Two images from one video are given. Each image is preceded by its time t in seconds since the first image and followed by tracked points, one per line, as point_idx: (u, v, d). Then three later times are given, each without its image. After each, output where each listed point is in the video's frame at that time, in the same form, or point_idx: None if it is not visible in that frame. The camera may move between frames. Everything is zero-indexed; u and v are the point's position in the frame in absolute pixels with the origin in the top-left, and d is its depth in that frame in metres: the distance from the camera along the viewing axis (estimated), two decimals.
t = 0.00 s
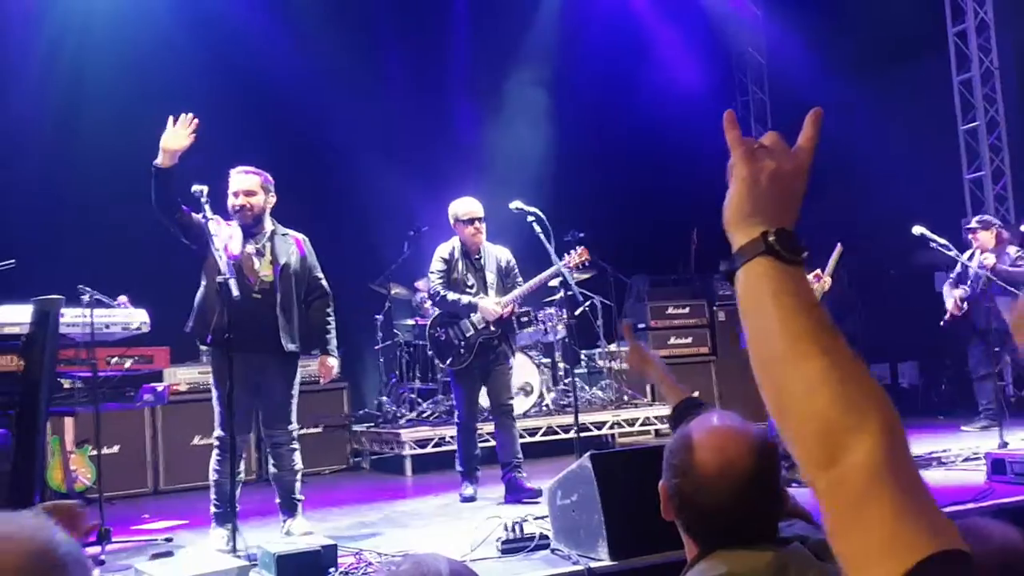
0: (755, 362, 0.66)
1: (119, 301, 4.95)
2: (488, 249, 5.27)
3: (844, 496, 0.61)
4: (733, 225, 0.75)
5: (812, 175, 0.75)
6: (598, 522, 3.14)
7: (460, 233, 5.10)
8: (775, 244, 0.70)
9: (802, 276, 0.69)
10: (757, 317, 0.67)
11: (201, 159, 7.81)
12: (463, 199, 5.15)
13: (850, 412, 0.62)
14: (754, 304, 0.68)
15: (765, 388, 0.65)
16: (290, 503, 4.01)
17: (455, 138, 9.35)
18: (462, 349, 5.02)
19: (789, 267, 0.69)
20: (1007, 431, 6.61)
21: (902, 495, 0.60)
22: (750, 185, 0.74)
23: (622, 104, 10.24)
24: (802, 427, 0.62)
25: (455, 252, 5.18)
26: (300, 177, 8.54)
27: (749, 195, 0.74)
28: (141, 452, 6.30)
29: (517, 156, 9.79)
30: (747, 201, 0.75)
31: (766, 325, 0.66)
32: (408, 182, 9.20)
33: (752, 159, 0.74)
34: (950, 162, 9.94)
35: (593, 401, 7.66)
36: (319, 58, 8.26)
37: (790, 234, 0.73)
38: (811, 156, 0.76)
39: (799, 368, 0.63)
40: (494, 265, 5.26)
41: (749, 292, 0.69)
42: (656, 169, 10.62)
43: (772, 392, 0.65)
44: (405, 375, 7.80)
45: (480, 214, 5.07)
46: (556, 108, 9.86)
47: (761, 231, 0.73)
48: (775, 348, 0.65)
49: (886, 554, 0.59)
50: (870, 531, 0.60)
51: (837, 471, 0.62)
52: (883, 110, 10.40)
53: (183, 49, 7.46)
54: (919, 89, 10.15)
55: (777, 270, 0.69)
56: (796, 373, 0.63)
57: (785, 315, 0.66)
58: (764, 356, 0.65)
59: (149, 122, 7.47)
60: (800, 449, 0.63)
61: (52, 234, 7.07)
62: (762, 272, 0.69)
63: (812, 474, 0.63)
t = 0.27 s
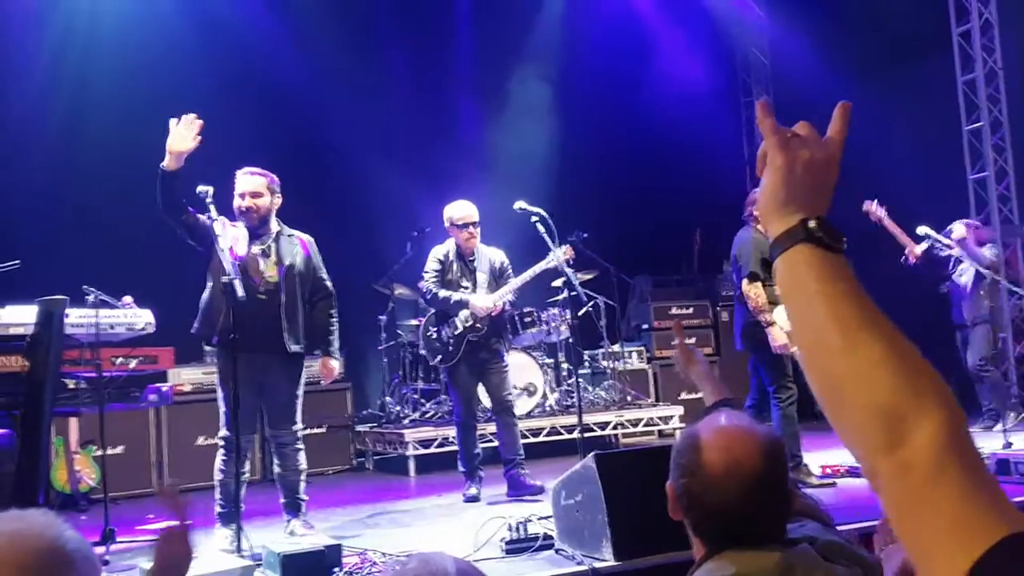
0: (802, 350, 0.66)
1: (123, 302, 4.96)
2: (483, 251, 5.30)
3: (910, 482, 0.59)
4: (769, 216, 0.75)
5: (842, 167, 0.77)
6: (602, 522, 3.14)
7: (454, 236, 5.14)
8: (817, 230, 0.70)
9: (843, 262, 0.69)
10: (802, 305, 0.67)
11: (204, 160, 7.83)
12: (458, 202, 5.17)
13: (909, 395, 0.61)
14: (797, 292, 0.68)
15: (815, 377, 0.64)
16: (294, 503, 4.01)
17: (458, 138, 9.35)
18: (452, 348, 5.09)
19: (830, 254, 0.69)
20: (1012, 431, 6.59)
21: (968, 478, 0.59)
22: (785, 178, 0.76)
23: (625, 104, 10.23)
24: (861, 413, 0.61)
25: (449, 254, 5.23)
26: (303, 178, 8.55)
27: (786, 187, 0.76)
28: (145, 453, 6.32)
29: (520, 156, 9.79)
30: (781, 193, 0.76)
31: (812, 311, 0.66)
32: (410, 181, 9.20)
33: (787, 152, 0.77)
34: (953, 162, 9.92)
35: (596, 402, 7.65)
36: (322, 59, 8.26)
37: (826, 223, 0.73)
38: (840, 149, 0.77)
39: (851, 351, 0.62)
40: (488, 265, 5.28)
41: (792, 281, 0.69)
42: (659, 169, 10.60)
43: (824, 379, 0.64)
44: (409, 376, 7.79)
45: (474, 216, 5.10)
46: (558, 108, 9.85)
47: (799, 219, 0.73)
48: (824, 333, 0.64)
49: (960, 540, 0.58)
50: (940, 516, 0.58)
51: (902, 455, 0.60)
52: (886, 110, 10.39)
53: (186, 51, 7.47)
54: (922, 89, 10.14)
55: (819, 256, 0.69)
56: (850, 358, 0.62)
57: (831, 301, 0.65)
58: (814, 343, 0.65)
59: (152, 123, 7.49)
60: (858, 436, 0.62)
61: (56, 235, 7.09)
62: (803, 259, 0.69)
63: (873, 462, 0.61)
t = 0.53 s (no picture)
0: (823, 354, 0.65)
1: (122, 302, 4.96)
2: (482, 252, 5.30)
3: (937, 487, 0.59)
4: (782, 213, 0.75)
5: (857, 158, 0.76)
6: (601, 522, 3.14)
7: (453, 237, 5.15)
8: (832, 228, 0.70)
9: (858, 261, 0.69)
10: (821, 307, 0.66)
11: (203, 160, 7.82)
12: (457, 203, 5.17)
13: (933, 399, 0.61)
14: (815, 294, 0.67)
15: (837, 382, 0.64)
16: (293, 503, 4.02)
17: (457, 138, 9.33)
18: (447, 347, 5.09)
19: (846, 253, 0.69)
20: (1010, 431, 6.60)
21: (996, 481, 0.59)
22: (797, 171, 0.75)
23: (625, 104, 10.23)
24: (885, 419, 0.61)
25: (449, 254, 5.25)
26: (303, 178, 8.56)
27: (799, 181, 0.75)
28: (145, 453, 6.32)
29: (519, 157, 9.79)
30: (794, 189, 0.75)
31: (832, 314, 0.65)
32: (410, 182, 9.21)
33: (799, 142, 0.76)
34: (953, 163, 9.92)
35: (595, 402, 7.66)
36: (322, 59, 8.24)
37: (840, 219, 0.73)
38: (852, 142, 0.77)
39: (873, 356, 0.62)
40: (486, 265, 5.28)
41: (808, 282, 0.68)
42: (659, 170, 10.62)
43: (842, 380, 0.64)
44: (408, 376, 7.79)
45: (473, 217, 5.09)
46: (558, 109, 9.85)
47: (813, 216, 0.73)
48: (843, 337, 0.64)
49: (989, 546, 0.57)
50: (966, 523, 0.58)
51: (927, 460, 0.60)
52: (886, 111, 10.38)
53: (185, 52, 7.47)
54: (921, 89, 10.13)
55: (836, 257, 0.68)
56: (872, 363, 0.62)
57: (851, 304, 0.65)
58: (835, 347, 0.64)
59: (152, 124, 7.49)
60: (882, 442, 0.61)
61: (55, 235, 7.09)
62: (819, 259, 0.69)
63: (897, 468, 0.61)
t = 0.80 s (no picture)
0: (795, 365, 0.65)
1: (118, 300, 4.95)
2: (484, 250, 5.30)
3: (905, 501, 0.59)
4: (760, 224, 0.75)
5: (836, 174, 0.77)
6: (597, 522, 3.13)
7: (452, 237, 5.18)
8: (807, 241, 0.70)
9: (833, 274, 0.68)
10: (794, 319, 0.66)
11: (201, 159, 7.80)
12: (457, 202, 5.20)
13: (903, 411, 0.60)
14: (788, 306, 0.67)
15: (808, 393, 0.64)
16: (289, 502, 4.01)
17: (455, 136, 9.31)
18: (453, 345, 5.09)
19: (822, 266, 0.69)
20: (1008, 431, 6.59)
21: (963, 497, 0.58)
22: (776, 184, 0.75)
23: (623, 104, 10.21)
24: (854, 429, 0.60)
25: (450, 252, 5.25)
26: (300, 176, 8.55)
27: (777, 195, 0.75)
28: (142, 452, 6.31)
29: (517, 156, 9.78)
30: (773, 201, 0.75)
31: (804, 326, 0.65)
32: (408, 181, 9.20)
33: (780, 155, 0.76)
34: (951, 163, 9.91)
35: (593, 401, 7.65)
36: (319, 57, 8.22)
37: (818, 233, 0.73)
38: (833, 159, 0.77)
39: (844, 368, 0.62)
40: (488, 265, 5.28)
41: (783, 293, 0.68)
42: (657, 169, 10.62)
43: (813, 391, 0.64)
44: (406, 375, 7.78)
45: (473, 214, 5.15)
46: (556, 108, 9.83)
47: (790, 230, 0.73)
48: (815, 348, 0.64)
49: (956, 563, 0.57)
50: (933, 537, 0.58)
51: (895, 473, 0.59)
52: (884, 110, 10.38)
53: (182, 49, 7.45)
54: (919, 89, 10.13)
55: (811, 268, 0.68)
56: (843, 375, 0.62)
57: (824, 315, 0.65)
58: (807, 358, 0.64)
59: (148, 121, 7.47)
60: (851, 454, 0.61)
61: (51, 233, 7.07)
62: (794, 270, 0.69)
63: (866, 480, 0.60)
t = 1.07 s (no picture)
0: (743, 366, 0.66)
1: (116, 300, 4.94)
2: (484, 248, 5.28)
3: (840, 504, 0.61)
4: (718, 233, 0.73)
5: (796, 185, 0.73)
6: (595, 522, 3.13)
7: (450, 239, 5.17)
8: (764, 252, 0.69)
9: (789, 283, 0.68)
10: (746, 325, 0.66)
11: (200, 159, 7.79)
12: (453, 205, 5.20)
13: (842, 418, 0.62)
14: (742, 309, 0.67)
15: (753, 395, 0.65)
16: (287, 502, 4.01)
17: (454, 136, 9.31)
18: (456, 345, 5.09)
19: (779, 277, 0.68)
20: (1006, 432, 6.60)
21: (895, 500, 0.60)
22: (737, 192, 0.72)
23: (622, 104, 10.21)
24: (798, 434, 0.62)
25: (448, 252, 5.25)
26: (299, 176, 8.54)
27: (737, 203, 0.72)
28: (140, 452, 6.31)
29: (516, 156, 9.77)
30: (732, 209, 0.73)
31: (755, 331, 0.65)
32: (407, 181, 9.19)
33: (741, 166, 0.73)
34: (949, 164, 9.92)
35: (591, 402, 7.65)
36: (318, 58, 8.21)
37: (775, 244, 0.71)
38: (794, 168, 0.74)
39: (790, 373, 0.63)
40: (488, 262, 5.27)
41: (736, 297, 0.68)
42: (655, 170, 10.62)
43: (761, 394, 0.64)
44: (404, 376, 7.78)
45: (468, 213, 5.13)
46: (555, 108, 9.83)
47: (748, 239, 0.71)
48: (765, 353, 0.64)
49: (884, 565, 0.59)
50: (864, 539, 0.60)
51: (833, 477, 0.61)
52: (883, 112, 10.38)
53: (181, 49, 7.44)
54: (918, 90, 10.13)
55: (767, 277, 0.67)
56: (789, 380, 0.63)
57: (775, 321, 0.65)
58: (755, 362, 0.65)
59: (147, 122, 7.46)
60: (792, 456, 0.63)
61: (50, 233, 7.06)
62: (752, 277, 0.68)
63: (804, 481, 0.62)
